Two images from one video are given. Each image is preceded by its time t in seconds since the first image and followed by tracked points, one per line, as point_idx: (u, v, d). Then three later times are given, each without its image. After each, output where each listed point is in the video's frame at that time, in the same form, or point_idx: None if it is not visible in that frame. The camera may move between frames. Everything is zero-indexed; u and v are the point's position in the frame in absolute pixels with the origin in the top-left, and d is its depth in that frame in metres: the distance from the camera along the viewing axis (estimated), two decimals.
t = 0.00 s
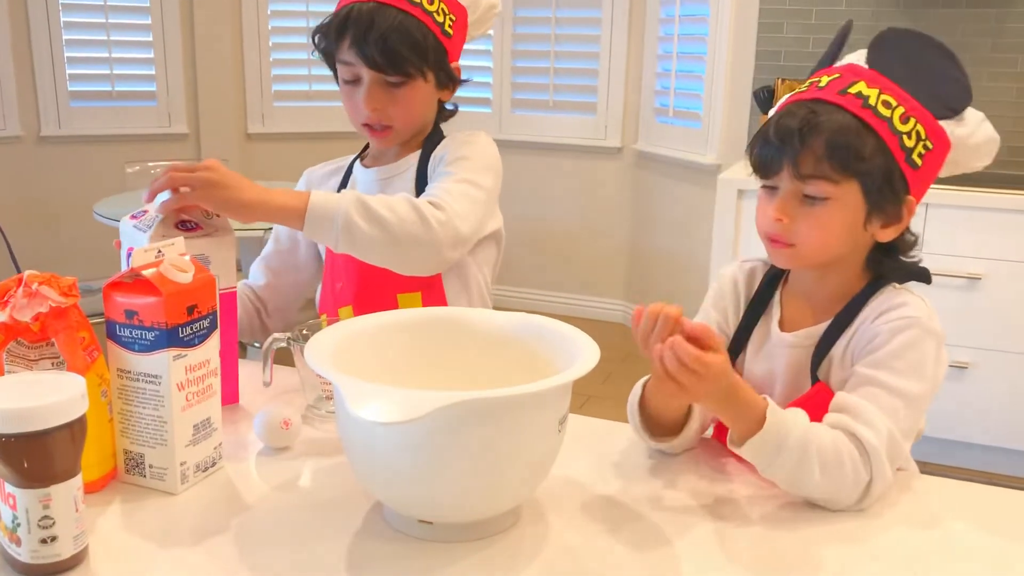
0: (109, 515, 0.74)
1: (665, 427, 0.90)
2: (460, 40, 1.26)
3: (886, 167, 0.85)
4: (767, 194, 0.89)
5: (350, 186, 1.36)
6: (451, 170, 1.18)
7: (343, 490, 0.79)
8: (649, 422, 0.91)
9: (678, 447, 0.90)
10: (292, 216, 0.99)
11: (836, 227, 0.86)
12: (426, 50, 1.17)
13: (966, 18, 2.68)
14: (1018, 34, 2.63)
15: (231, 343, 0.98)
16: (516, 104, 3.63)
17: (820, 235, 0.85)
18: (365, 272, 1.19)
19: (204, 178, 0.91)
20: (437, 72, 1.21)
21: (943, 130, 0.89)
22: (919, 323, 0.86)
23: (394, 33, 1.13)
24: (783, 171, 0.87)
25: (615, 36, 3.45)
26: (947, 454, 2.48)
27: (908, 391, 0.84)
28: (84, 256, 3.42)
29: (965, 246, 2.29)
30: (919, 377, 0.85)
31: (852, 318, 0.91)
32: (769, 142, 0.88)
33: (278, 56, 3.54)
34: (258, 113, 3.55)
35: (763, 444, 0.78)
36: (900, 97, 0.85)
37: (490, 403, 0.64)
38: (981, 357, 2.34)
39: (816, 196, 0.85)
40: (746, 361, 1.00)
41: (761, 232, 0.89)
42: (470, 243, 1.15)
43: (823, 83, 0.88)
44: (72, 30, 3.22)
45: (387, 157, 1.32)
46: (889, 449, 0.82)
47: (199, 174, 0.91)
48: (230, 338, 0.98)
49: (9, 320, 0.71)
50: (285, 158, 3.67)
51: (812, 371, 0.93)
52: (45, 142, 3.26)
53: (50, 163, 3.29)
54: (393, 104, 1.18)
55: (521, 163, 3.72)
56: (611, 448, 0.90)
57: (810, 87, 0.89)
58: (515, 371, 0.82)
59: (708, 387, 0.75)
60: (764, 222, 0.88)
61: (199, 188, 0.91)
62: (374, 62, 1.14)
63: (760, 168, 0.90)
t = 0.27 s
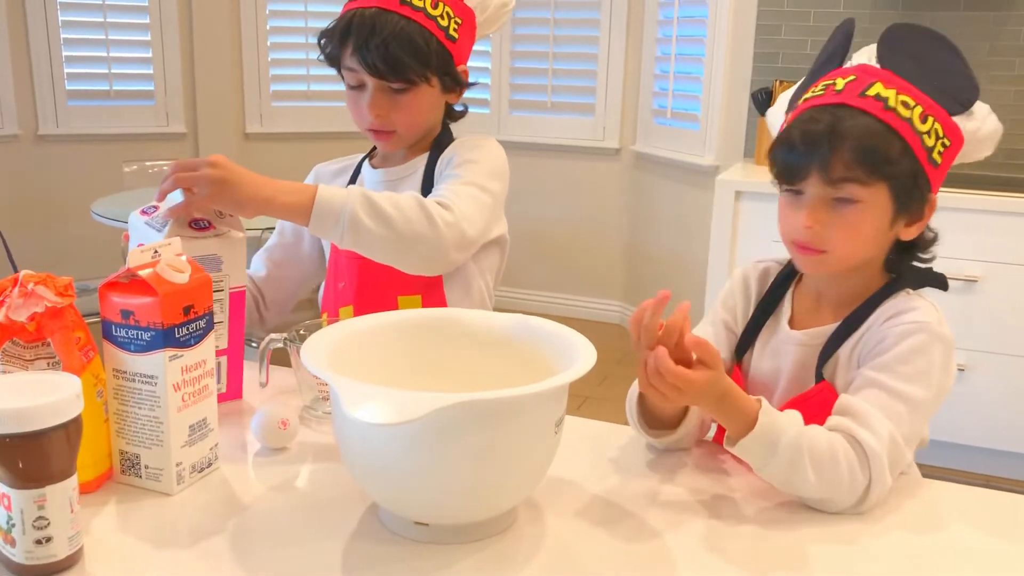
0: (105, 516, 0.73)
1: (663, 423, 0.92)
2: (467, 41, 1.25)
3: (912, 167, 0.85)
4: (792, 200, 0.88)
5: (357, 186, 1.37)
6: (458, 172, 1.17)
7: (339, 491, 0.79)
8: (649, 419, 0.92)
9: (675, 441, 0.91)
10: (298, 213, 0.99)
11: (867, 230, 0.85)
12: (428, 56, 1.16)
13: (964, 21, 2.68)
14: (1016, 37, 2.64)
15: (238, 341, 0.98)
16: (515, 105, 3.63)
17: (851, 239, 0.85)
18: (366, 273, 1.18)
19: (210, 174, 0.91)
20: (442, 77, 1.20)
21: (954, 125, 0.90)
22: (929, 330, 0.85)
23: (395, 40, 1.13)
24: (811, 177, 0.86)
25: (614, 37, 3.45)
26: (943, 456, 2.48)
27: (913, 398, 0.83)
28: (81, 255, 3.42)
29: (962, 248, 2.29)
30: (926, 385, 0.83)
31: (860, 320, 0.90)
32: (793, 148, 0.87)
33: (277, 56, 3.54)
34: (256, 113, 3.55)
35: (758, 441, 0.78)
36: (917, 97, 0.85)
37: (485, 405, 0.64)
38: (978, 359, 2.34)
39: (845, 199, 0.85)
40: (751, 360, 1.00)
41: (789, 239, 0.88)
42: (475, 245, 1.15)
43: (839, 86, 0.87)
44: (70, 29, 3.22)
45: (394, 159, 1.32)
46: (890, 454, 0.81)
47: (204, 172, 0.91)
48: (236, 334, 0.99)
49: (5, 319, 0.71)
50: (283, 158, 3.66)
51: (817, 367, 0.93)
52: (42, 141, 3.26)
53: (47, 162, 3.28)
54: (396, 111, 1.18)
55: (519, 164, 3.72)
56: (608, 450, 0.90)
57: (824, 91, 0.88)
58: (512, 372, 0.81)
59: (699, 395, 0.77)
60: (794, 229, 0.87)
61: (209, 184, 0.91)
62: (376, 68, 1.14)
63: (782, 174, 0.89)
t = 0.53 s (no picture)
0: (98, 518, 0.73)
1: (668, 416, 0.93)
2: (475, 44, 1.23)
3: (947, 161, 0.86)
4: (851, 193, 0.84)
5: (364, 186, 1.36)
6: (463, 177, 1.17)
7: (334, 495, 0.78)
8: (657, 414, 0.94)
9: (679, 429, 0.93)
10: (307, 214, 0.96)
11: (927, 219, 0.85)
12: (432, 59, 1.16)
13: (963, 26, 2.68)
14: (1014, 43, 2.64)
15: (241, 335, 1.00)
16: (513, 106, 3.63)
17: (920, 227, 0.83)
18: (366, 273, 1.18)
19: (216, 176, 0.91)
20: (447, 80, 1.20)
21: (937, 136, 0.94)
22: (934, 319, 0.83)
23: (397, 43, 1.13)
24: (881, 165, 0.83)
25: (613, 39, 3.45)
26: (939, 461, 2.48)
27: (936, 390, 0.80)
28: (77, 254, 3.41)
29: (959, 253, 2.30)
30: (944, 374, 0.81)
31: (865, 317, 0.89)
32: (850, 139, 0.83)
33: (276, 56, 3.54)
34: (253, 112, 3.54)
35: (786, 467, 0.79)
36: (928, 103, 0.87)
37: (484, 408, 0.63)
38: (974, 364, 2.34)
39: (911, 187, 0.83)
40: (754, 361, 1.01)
41: (857, 232, 0.84)
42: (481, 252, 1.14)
43: (875, 82, 0.86)
44: (68, 27, 3.22)
45: (400, 161, 1.31)
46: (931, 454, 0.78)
47: (211, 173, 0.91)
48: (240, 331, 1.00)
49: None
50: (280, 158, 3.66)
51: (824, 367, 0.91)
52: (40, 139, 3.25)
53: (44, 160, 3.27)
54: (397, 113, 1.18)
55: (516, 165, 3.72)
56: (606, 454, 0.90)
57: (859, 87, 0.86)
58: (509, 375, 0.81)
59: (724, 429, 0.80)
60: (866, 221, 0.83)
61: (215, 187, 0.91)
62: (378, 70, 1.14)
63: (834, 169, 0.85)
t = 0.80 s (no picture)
0: (79, 520, 0.72)
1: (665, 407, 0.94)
2: (464, 40, 1.21)
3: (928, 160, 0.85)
4: (830, 196, 0.84)
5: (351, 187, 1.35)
6: (455, 179, 1.16)
7: (318, 498, 0.77)
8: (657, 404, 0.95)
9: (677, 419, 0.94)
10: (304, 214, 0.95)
11: (908, 221, 0.84)
12: (411, 48, 1.14)
13: (957, 28, 2.68)
14: (1007, 45, 2.64)
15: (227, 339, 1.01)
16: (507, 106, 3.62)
17: (901, 229, 0.83)
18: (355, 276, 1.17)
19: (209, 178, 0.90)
20: (429, 74, 1.18)
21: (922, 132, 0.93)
22: (924, 320, 0.82)
23: (375, 30, 1.12)
24: (857, 168, 0.82)
25: (607, 40, 3.45)
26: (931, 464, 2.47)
27: (940, 391, 0.79)
28: (68, 253, 3.39)
29: (951, 255, 2.29)
30: (945, 373, 0.80)
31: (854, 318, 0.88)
32: (827, 143, 0.83)
33: (269, 55, 3.53)
34: (246, 111, 3.53)
35: (802, 488, 0.79)
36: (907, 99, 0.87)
37: (472, 410, 0.63)
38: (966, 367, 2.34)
39: (890, 188, 0.83)
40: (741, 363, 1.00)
41: (835, 234, 0.84)
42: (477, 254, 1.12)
43: (849, 84, 0.85)
44: (60, 24, 3.21)
45: (388, 160, 1.30)
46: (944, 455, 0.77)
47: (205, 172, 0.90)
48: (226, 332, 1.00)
49: None
50: (272, 157, 3.64)
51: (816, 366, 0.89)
52: (31, 136, 3.24)
53: (35, 158, 3.26)
54: (375, 101, 1.18)
55: (510, 165, 3.71)
56: (594, 456, 0.89)
57: (834, 90, 0.85)
58: (496, 376, 0.80)
59: (738, 447, 0.83)
60: (845, 224, 0.83)
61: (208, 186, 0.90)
62: (356, 56, 1.14)
63: (810, 173, 0.85)
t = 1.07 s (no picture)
0: (48, 529, 0.71)
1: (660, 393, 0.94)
2: (436, 37, 1.19)
3: (901, 159, 0.84)
4: (800, 194, 0.83)
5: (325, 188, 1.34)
6: (434, 186, 1.14)
7: (292, 505, 0.76)
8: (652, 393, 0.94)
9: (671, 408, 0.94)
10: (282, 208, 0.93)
11: (881, 217, 0.83)
12: (378, 44, 1.13)
13: (946, 28, 2.68)
14: (996, 45, 2.64)
15: (191, 337, 0.99)
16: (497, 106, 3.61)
17: (872, 225, 0.82)
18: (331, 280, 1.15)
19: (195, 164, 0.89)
20: (397, 70, 1.16)
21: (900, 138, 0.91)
22: (903, 325, 0.81)
23: (341, 25, 1.11)
24: (824, 165, 0.82)
25: (598, 39, 3.44)
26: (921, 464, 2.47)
27: (909, 395, 0.78)
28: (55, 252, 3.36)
29: (940, 256, 2.29)
30: (919, 378, 0.79)
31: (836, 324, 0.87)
32: (795, 142, 0.83)
33: (258, 53, 3.51)
34: (236, 110, 3.51)
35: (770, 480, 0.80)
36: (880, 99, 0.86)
37: (443, 417, 0.61)
38: (956, 367, 2.34)
39: (859, 184, 0.82)
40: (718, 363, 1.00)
41: (805, 231, 0.83)
42: (452, 263, 1.11)
43: (818, 84, 0.85)
44: (47, 22, 3.18)
45: (362, 160, 1.29)
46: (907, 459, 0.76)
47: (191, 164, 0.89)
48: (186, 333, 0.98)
49: None
50: (262, 156, 3.62)
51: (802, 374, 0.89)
52: (18, 135, 3.21)
53: (22, 158, 3.23)
54: (341, 97, 1.17)
55: (500, 165, 3.70)
56: (573, 461, 0.88)
57: (802, 92, 0.85)
58: (475, 383, 0.79)
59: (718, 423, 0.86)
60: (813, 220, 0.82)
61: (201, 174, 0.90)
62: (323, 51, 1.13)
63: (779, 173, 0.84)
